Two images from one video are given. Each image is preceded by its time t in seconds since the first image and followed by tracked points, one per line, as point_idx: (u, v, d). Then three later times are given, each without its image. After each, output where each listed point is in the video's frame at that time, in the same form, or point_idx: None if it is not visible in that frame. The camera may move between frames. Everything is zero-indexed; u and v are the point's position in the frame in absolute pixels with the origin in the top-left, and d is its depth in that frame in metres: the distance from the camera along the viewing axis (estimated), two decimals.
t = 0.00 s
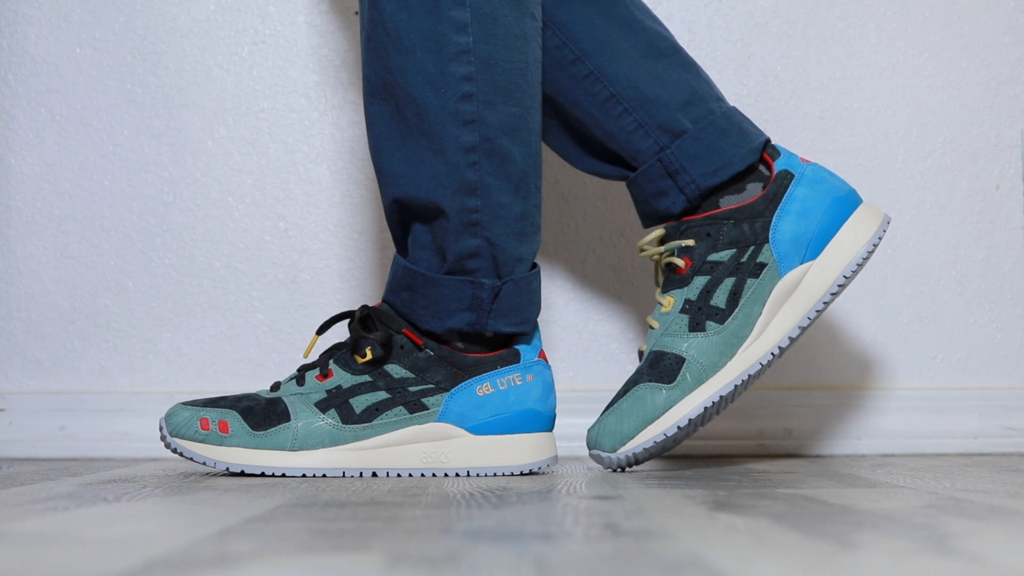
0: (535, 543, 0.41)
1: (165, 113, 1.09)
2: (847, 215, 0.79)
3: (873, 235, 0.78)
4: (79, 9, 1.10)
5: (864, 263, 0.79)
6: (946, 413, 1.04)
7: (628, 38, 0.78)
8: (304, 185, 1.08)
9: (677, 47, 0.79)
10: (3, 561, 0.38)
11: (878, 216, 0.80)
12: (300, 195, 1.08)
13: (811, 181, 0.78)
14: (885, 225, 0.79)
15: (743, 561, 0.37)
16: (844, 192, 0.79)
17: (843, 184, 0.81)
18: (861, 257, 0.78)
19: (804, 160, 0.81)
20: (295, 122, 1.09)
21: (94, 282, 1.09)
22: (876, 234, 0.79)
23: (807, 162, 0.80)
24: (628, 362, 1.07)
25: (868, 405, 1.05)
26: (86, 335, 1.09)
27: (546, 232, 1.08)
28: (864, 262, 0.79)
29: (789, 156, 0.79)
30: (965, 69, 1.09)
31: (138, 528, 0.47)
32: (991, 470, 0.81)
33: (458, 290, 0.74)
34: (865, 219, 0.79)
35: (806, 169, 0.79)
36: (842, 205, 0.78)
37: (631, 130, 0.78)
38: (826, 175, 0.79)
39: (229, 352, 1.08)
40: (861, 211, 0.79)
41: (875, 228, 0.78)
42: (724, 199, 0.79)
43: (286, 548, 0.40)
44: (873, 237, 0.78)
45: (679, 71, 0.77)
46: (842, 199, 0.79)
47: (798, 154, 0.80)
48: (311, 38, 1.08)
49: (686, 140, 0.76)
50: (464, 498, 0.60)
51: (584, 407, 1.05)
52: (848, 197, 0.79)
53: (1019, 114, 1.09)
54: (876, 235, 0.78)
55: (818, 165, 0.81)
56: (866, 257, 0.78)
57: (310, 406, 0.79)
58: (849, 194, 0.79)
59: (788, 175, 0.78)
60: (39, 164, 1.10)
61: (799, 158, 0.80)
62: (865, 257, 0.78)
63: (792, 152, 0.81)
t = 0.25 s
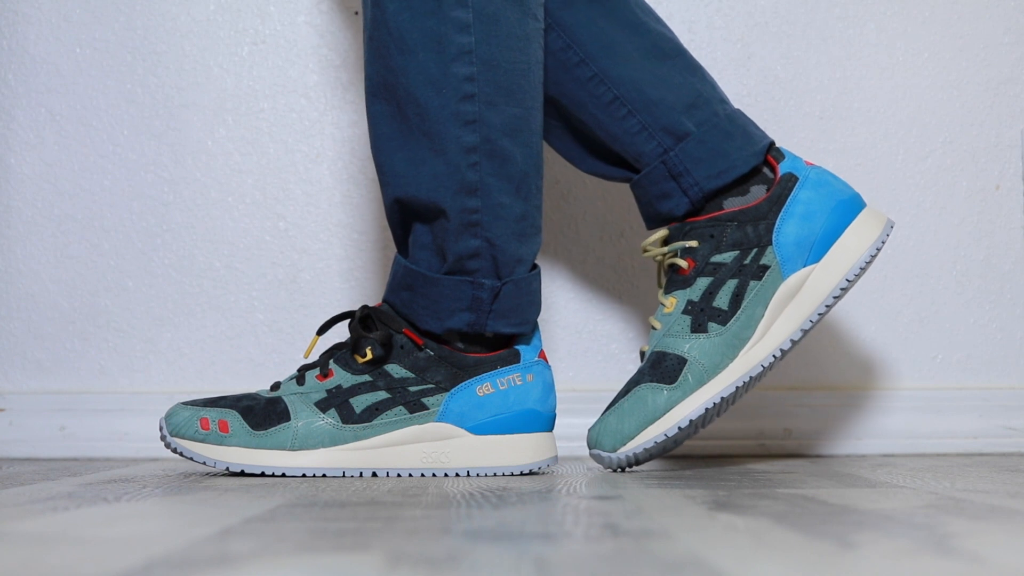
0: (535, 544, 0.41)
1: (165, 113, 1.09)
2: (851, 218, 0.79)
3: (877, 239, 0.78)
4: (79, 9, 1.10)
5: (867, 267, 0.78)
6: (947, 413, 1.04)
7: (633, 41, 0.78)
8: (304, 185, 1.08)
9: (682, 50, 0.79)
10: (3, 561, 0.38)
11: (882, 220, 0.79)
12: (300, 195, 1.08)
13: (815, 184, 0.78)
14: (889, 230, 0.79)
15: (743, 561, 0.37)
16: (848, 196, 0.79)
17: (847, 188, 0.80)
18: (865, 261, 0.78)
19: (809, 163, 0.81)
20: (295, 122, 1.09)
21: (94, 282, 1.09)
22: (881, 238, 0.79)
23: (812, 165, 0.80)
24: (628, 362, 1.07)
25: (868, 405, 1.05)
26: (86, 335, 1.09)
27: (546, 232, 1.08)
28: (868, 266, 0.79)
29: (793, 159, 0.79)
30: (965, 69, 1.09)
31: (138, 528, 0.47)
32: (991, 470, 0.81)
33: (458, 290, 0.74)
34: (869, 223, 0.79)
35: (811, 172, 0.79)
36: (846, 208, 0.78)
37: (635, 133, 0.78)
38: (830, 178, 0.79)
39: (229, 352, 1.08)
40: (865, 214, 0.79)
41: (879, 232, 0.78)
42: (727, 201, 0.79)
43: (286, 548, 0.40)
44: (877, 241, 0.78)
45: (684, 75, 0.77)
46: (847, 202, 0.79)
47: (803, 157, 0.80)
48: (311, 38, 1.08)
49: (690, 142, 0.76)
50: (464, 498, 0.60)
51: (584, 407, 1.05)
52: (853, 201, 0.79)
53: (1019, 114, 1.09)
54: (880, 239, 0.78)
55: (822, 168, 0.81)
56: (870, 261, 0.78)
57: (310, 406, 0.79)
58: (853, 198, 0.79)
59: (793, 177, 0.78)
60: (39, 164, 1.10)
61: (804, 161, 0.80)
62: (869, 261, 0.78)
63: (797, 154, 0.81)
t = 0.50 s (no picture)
0: (535, 544, 0.41)
1: (165, 113, 1.09)
2: (862, 227, 0.78)
3: (887, 249, 0.77)
4: (79, 9, 1.10)
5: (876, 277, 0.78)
6: (947, 413, 1.04)
7: (645, 44, 0.78)
8: (304, 185, 1.08)
9: (695, 53, 0.78)
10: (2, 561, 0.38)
11: (893, 231, 0.79)
12: (300, 195, 1.08)
13: (827, 191, 0.78)
14: (899, 240, 0.78)
15: (743, 561, 0.37)
16: (860, 204, 0.78)
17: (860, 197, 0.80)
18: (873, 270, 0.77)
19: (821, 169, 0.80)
20: (295, 122, 1.09)
21: (94, 282, 1.09)
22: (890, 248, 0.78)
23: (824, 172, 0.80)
24: (628, 362, 1.07)
25: (868, 405, 1.05)
26: (86, 335, 1.09)
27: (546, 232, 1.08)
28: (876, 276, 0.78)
29: (806, 165, 0.78)
30: (965, 69, 1.09)
31: (138, 528, 0.47)
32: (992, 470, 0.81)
33: (458, 290, 0.74)
34: (880, 232, 0.78)
35: (823, 178, 0.78)
36: (857, 217, 0.78)
37: (644, 137, 0.78)
38: (842, 186, 0.78)
39: (229, 352, 1.08)
40: (876, 224, 0.79)
41: (889, 242, 0.78)
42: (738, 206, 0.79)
43: (286, 548, 0.40)
44: (887, 251, 0.77)
45: (698, 79, 0.77)
46: (858, 211, 0.78)
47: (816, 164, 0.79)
48: (311, 38, 1.08)
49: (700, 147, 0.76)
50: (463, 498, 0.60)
51: (584, 407, 1.05)
52: (864, 209, 0.78)
53: (1019, 114, 1.09)
54: (889, 249, 0.78)
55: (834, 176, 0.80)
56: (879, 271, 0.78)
57: (310, 406, 0.79)
58: (865, 207, 0.78)
59: (804, 183, 0.77)
60: (39, 164, 1.10)
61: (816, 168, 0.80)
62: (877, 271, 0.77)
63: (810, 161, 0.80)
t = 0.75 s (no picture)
0: (535, 543, 0.41)
1: (165, 113, 1.09)
2: (868, 290, 0.71)
3: (889, 320, 0.70)
4: (79, 9, 1.10)
5: (869, 344, 0.72)
6: (947, 413, 1.04)
7: (674, 58, 0.74)
8: (304, 185, 1.08)
9: (727, 72, 0.74)
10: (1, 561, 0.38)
11: (902, 302, 0.71)
12: (300, 195, 1.08)
13: (842, 243, 0.71)
14: (907, 308, 0.71)
15: (742, 561, 0.37)
16: (874, 263, 0.71)
17: (884, 255, 0.72)
18: (868, 337, 0.71)
19: (851, 217, 0.72)
20: (295, 122, 1.09)
21: (94, 282, 1.09)
22: (896, 318, 0.71)
23: (852, 221, 0.72)
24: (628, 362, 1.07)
25: (868, 404, 1.05)
26: (86, 335, 1.09)
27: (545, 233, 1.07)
28: (871, 342, 0.72)
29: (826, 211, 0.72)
30: (965, 69, 1.09)
31: (137, 529, 0.47)
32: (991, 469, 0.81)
33: (457, 290, 0.74)
34: (887, 298, 0.71)
35: (841, 228, 0.71)
36: (868, 277, 0.71)
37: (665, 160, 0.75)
38: (862, 241, 0.71)
39: (229, 352, 1.08)
40: (888, 289, 0.71)
41: (893, 312, 0.70)
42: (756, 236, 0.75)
43: (285, 548, 0.40)
44: (888, 321, 0.70)
45: (727, 100, 0.73)
46: (870, 271, 0.71)
47: (844, 211, 0.72)
48: (311, 38, 1.08)
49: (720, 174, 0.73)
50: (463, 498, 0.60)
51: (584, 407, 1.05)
52: (880, 267, 0.71)
53: (1019, 114, 1.09)
54: (891, 319, 0.70)
55: (864, 228, 0.72)
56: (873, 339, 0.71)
57: (310, 406, 0.79)
58: (881, 268, 0.71)
59: (818, 229, 0.71)
60: (39, 164, 1.10)
61: (846, 214, 0.72)
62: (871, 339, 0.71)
63: (840, 206, 0.73)
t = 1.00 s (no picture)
0: (535, 543, 0.41)
1: (165, 113, 1.09)
2: (848, 389, 0.75)
3: (861, 427, 0.75)
4: (79, 9, 1.10)
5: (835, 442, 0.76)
6: (947, 413, 1.04)
7: (720, 117, 0.77)
8: (304, 185, 1.08)
9: (771, 137, 0.77)
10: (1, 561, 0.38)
11: (879, 416, 0.75)
12: (300, 195, 1.08)
13: (838, 340, 0.76)
14: (881, 422, 0.75)
15: (742, 561, 0.37)
16: (863, 368, 0.75)
17: (875, 361, 0.76)
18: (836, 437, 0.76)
19: (857, 317, 0.77)
20: (295, 122, 1.08)
21: (94, 282, 1.09)
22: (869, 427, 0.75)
23: (856, 322, 0.77)
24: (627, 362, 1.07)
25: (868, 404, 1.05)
26: (86, 335, 1.09)
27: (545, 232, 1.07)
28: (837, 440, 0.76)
29: (834, 306, 0.76)
30: (965, 69, 1.09)
31: (137, 528, 0.47)
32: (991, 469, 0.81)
33: (460, 289, 0.74)
34: (863, 406, 0.75)
35: (842, 325, 0.76)
36: (853, 381, 0.75)
37: (689, 211, 0.78)
38: (855, 342, 0.76)
39: (230, 352, 1.08)
40: (867, 396, 0.76)
41: (867, 421, 0.75)
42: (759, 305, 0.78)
43: (286, 548, 0.40)
44: (860, 427, 0.75)
45: (760, 168, 0.76)
46: (856, 373, 0.75)
47: (853, 308, 0.77)
48: (311, 38, 1.08)
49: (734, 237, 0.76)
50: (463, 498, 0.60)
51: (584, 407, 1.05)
52: (866, 372, 0.75)
53: (1019, 114, 1.09)
54: (863, 427, 0.75)
55: (864, 330, 0.77)
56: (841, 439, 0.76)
57: (310, 406, 0.79)
58: (868, 373, 0.76)
59: (819, 319, 0.75)
60: (39, 164, 1.10)
61: (853, 312, 0.77)
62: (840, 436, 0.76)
63: (851, 300, 0.77)
